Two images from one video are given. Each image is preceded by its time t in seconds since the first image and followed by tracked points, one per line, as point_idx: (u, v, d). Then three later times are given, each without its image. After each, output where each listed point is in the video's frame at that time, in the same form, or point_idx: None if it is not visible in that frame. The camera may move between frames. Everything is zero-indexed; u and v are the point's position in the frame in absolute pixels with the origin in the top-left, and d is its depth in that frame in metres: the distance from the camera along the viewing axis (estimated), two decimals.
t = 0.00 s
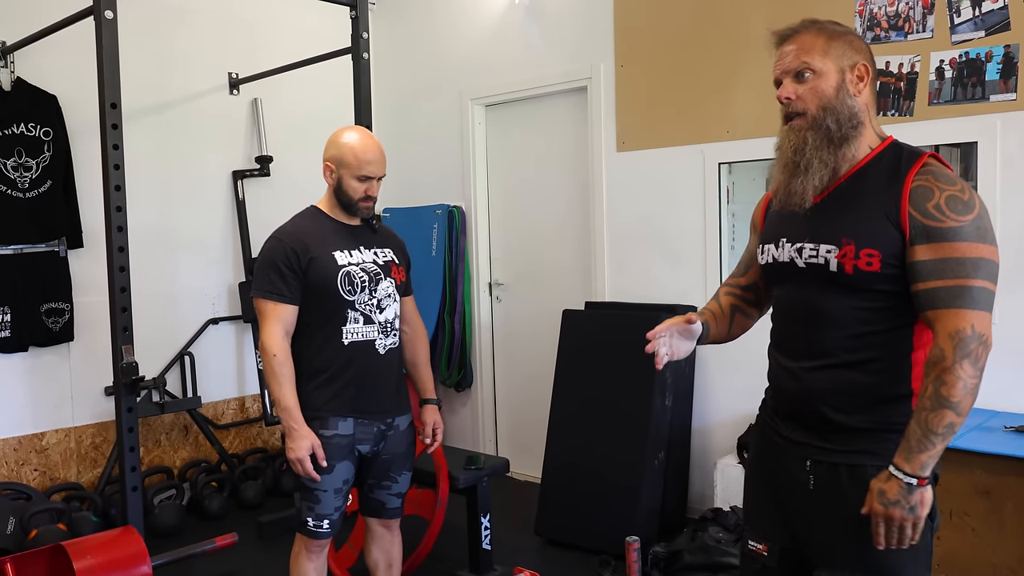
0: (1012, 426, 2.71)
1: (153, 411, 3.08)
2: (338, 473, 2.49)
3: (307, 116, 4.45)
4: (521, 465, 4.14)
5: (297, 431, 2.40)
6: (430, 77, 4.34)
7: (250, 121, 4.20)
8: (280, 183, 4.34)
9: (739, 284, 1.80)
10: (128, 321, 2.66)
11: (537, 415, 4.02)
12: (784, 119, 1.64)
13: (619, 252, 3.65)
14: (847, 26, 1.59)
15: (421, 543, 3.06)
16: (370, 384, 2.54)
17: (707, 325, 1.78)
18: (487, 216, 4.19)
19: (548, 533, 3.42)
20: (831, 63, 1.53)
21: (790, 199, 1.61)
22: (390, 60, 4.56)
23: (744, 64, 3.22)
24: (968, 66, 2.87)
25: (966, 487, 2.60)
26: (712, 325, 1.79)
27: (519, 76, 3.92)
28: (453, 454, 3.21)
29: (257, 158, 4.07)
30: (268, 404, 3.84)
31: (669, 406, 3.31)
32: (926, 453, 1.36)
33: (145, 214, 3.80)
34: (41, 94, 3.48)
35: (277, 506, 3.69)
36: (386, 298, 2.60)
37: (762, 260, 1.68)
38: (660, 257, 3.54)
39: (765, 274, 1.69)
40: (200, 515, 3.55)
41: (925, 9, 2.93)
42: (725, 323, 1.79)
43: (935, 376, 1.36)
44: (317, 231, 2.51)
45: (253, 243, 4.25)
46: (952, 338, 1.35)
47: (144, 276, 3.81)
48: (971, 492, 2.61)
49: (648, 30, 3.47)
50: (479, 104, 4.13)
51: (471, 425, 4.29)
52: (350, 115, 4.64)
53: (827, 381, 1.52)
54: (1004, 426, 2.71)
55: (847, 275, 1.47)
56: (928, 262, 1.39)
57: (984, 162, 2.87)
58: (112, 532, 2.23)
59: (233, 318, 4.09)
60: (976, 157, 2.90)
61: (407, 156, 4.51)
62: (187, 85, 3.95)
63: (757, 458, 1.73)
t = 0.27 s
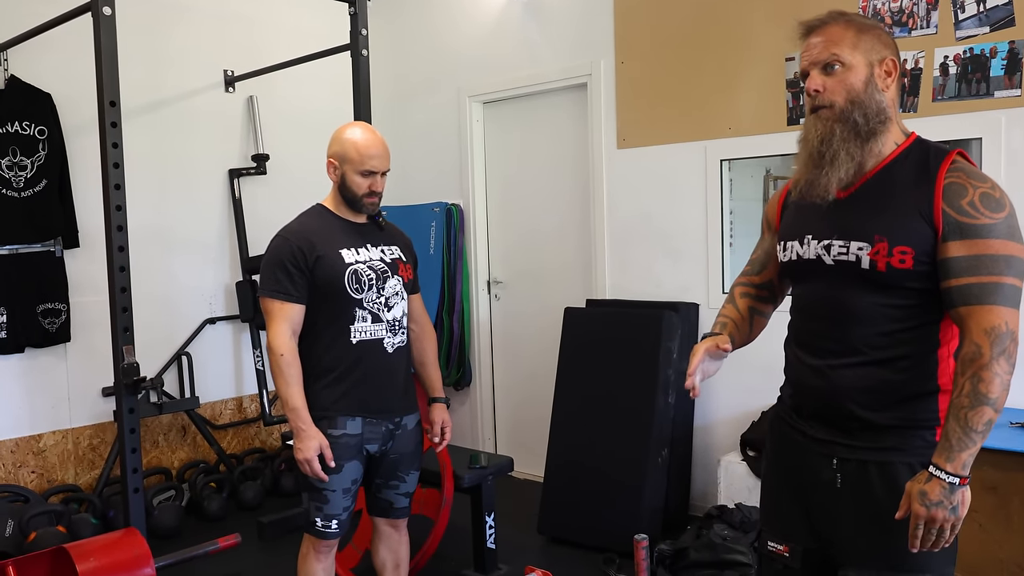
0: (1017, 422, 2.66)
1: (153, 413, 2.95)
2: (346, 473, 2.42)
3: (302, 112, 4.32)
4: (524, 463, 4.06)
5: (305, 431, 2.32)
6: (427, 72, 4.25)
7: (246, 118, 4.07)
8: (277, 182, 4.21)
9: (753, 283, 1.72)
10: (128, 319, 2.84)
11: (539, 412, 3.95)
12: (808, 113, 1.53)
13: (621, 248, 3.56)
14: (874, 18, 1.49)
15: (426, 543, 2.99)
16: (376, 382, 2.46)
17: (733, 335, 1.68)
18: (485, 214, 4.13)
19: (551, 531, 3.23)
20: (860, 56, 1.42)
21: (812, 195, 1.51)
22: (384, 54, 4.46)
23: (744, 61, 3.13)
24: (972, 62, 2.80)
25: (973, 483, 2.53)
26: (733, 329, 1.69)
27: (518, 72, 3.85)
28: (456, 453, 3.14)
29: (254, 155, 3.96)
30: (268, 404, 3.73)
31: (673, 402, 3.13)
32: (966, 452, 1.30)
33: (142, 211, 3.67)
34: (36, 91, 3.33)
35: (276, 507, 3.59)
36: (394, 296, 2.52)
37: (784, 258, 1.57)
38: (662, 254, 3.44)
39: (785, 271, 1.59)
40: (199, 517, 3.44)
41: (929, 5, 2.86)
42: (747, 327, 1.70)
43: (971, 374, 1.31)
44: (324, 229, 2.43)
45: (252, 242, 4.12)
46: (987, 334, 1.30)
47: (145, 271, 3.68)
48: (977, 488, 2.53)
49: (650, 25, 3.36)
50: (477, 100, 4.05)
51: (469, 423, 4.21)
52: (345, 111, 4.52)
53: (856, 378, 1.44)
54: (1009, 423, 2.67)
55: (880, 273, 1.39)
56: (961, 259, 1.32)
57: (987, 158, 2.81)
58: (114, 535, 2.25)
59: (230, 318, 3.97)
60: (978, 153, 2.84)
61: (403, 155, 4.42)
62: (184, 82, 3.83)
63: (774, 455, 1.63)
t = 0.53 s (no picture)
0: (1004, 422, 2.70)
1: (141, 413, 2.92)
2: (339, 473, 2.41)
3: (292, 111, 4.30)
4: (514, 464, 4.06)
5: (299, 431, 2.31)
6: (418, 73, 4.24)
7: (235, 117, 4.04)
8: (267, 182, 4.18)
9: (739, 275, 1.73)
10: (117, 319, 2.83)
11: (529, 414, 3.95)
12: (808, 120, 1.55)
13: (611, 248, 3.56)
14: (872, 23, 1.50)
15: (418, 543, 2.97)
16: (370, 382, 2.45)
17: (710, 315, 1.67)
18: (476, 216, 4.13)
19: (542, 531, 3.23)
20: (860, 64, 1.44)
21: (818, 202, 1.52)
22: (375, 54, 4.45)
23: (735, 63, 3.14)
24: (960, 65, 2.83)
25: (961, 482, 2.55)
26: (714, 310, 1.69)
27: (509, 73, 3.85)
28: (449, 453, 3.13)
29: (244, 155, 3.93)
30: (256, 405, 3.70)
31: (664, 404, 3.14)
32: (961, 449, 1.32)
33: (131, 209, 3.63)
34: (24, 88, 3.28)
35: (266, 508, 3.56)
36: (389, 296, 2.51)
37: (783, 256, 1.58)
38: (653, 254, 3.44)
39: (785, 272, 1.60)
40: (187, 519, 3.41)
41: (918, 8, 2.89)
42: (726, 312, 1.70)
43: (970, 374, 1.33)
44: (318, 229, 2.42)
45: (242, 242, 4.10)
46: (986, 336, 1.32)
47: (132, 272, 3.64)
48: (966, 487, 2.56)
49: (643, 26, 3.37)
50: (468, 101, 4.05)
51: (459, 424, 4.21)
52: (335, 110, 4.51)
53: (861, 377, 1.44)
54: (997, 422, 2.70)
55: (883, 273, 1.40)
56: (963, 261, 1.34)
57: (974, 160, 2.85)
58: (103, 536, 2.22)
59: (219, 318, 3.93)
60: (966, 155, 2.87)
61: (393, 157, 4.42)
62: (174, 80, 3.79)
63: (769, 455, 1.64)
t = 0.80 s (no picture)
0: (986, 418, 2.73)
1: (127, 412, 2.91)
2: (327, 470, 2.41)
3: (277, 108, 4.28)
4: (500, 460, 4.07)
5: (286, 429, 2.32)
6: (404, 70, 4.23)
7: (222, 115, 4.02)
8: (252, 180, 4.17)
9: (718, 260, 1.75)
10: (103, 318, 2.82)
11: (514, 411, 3.97)
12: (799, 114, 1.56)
13: (597, 247, 3.58)
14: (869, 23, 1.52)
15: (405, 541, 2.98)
16: (358, 380, 2.45)
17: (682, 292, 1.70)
18: (462, 212, 4.13)
19: (529, 528, 3.24)
20: (853, 60, 1.46)
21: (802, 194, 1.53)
22: (361, 51, 4.43)
23: (720, 63, 3.16)
24: (943, 66, 2.85)
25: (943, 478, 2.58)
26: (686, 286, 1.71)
27: (496, 71, 3.85)
28: (436, 450, 3.14)
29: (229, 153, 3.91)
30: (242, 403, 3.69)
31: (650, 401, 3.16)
32: (957, 448, 1.35)
33: (116, 207, 3.61)
34: (6, 85, 3.25)
35: (252, 506, 3.56)
36: (376, 294, 2.51)
37: (775, 254, 1.57)
38: (639, 252, 3.45)
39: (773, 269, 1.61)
40: (173, 516, 3.40)
41: (902, 9, 2.91)
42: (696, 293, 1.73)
43: (964, 374, 1.36)
44: (305, 227, 2.42)
45: (229, 240, 4.09)
46: (980, 337, 1.35)
47: (116, 270, 3.62)
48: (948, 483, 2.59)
49: (628, 26, 3.38)
50: (454, 98, 4.05)
51: (445, 421, 4.21)
52: (321, 108, 4.50)
53: (853, 375, 1.45)
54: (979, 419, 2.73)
55: (878, 275, 1.41)
56: (955, 263, 1.36)
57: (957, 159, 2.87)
58: (90, 535, 2.23)
59: (204, 316, 3.93)
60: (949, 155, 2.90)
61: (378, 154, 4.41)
62: (158, 77, 3.77)
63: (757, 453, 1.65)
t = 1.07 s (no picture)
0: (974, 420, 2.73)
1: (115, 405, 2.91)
2: (316, 465, 2.41)
3: (271, 104, 4.29)
4: (490, 458, 4.07)
5: (275, 422, 2.32)
6: (395, 67, 4.24)
7: (212, 109, 4.03)
8: (243, 175, 4.17)
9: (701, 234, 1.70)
10: (93, 311, 2.82)
11: (504, 408, 3.98)
12: (795, 116, 1.56)
13: (587, 244, 3.58)
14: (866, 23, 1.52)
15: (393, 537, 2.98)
16: (348, 375, 2.46)
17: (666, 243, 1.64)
18: (453, 209, 4.13)
19: (518, 525, 3.24)
20: (849, 62, 1.45)
21: (797, 195, 1.52)
22: (356, 48, 4.44)
23: (711, 63, 3.16)
24: (934, 66, 2.86)
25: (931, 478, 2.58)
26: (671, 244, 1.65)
27: (488, 68, 3.85)
28: (425, 446, 3.14)
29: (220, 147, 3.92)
30: (232, 397, 3.70)
31: (639, 399, 3.17)
32: (956, 450, 1.35)
33: (107, 201, 3.62)
34: None
35: (241, 501, 3.57)
36: (366, 290, 2.52)
37: (772, 252, 1.55)
38: (629, 251, 3.46)
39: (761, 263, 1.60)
40: (161, 510, 3.41)
41: (893, 9, 2.92)
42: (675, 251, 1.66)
43: (961, 376, 1.37)
44: (296, 222, 2.42)
45: (219, 234, 4.09)
46: (976, 340, 1.35)
47: (106, 264, 3.62)
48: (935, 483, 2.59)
49: (620, 24, 3.39)
50: (446, 95, 4.05)
51: (434, 418, 4.21)
52: (315, 105, 4.50)
53: (843, 374, 1.45)
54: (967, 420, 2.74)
55: (875, 275, 1.41)
56: (950, 265, 1.37)
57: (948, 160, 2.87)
58: (77, 528, 2.24)
59: (195, 311, 3.93)
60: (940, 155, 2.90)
61: (371, 151, 4.41)
62: (148, 73, 3.77)
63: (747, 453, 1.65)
